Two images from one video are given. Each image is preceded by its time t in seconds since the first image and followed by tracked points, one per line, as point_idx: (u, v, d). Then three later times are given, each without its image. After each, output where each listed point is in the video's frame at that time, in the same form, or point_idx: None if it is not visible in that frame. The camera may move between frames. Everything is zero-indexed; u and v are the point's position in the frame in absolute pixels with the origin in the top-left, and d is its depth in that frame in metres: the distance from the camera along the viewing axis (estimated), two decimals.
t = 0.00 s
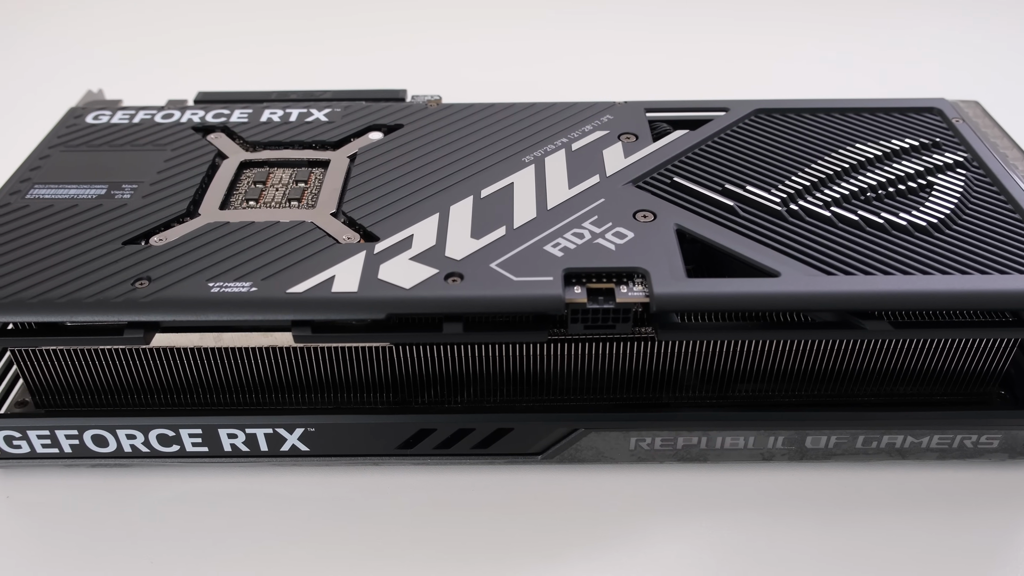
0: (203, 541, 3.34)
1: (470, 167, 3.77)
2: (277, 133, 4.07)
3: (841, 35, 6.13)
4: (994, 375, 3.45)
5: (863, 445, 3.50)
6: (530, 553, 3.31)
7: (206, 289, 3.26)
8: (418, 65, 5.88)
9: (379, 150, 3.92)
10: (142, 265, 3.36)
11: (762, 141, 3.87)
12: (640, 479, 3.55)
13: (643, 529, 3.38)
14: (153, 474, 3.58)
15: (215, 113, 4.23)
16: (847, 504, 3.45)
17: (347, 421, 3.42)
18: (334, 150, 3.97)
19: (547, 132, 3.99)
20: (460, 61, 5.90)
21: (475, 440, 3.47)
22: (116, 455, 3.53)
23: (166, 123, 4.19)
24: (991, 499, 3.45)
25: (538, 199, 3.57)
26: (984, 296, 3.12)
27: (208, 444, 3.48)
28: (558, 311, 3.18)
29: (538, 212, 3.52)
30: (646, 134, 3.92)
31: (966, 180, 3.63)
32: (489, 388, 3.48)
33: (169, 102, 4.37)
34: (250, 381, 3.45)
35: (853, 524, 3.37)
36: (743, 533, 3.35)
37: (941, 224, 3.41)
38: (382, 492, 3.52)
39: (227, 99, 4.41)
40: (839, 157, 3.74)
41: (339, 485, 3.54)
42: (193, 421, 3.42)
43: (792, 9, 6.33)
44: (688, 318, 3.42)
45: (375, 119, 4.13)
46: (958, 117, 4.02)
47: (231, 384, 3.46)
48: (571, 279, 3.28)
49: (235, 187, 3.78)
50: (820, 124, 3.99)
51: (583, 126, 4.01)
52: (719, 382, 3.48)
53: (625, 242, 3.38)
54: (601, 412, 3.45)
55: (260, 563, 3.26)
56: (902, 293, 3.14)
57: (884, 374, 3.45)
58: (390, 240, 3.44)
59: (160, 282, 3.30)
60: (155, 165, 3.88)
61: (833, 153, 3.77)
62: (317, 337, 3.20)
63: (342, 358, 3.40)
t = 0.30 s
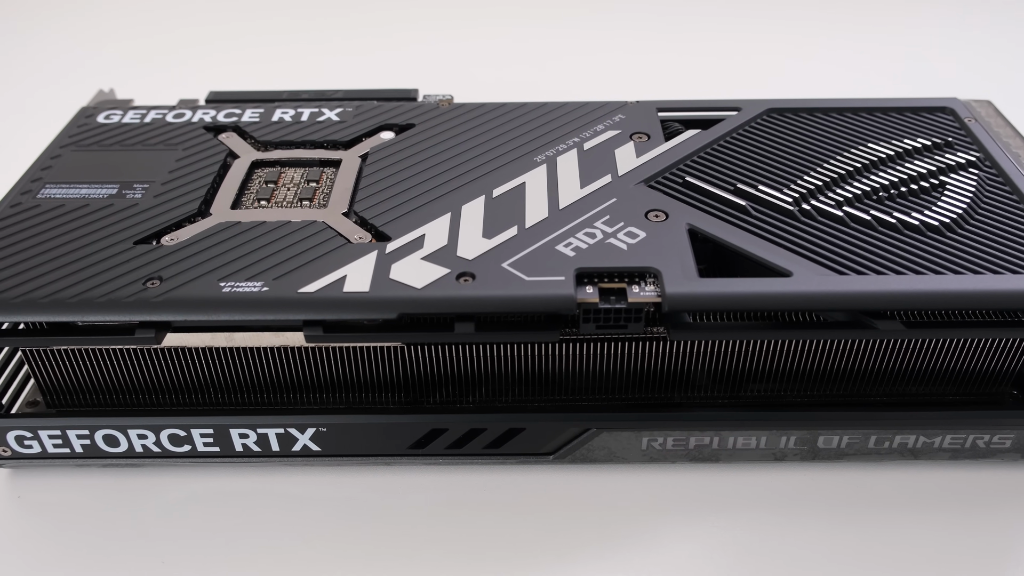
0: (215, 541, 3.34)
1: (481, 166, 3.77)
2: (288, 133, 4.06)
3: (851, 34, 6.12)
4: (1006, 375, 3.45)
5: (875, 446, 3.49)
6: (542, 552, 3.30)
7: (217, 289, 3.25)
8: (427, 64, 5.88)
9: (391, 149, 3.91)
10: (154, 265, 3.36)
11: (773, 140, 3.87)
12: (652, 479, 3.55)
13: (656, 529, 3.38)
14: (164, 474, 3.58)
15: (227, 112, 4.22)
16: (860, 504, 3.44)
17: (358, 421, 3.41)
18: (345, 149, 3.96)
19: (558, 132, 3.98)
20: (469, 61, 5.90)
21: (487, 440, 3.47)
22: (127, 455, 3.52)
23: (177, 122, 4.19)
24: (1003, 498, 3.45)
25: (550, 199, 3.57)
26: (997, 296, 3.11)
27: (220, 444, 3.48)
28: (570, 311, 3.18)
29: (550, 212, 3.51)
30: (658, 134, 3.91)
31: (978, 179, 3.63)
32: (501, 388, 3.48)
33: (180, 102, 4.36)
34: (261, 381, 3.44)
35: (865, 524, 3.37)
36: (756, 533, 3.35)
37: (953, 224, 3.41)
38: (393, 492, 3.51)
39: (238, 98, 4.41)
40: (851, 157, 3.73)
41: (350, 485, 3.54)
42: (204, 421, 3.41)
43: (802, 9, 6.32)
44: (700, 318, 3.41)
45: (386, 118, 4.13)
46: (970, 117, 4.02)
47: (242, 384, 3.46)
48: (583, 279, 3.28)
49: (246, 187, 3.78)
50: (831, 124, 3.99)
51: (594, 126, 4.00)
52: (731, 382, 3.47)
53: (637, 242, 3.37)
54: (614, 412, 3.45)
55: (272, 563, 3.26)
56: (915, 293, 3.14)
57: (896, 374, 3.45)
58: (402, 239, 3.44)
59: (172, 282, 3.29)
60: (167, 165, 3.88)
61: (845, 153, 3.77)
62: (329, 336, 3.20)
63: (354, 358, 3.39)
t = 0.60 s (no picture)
0: (225, 542, 3.32)
1: (492, 166, 3.75)
2: (298, 132, 4.05)
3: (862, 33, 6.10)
4: (1020, 375, 3.43)
5: (888, 446, 3.48)
6: (553, 552, 3.29)
7: (228, 289, 3.24)
8: (436, 63, 5.86)
9: (402, 149, 3.90)
10: (163, 265, 3.34)
11: (785, 140, 3.85)
12: (664, 479, 3.53)
13: (668, 530, 3.36)
14: (174, 474, 3.56)
15: (236, 111, 4.20)
16: (872, 504, 3.43)
17: (369, 421, 3.40)
18: (355, 149, 3.95)
19: (570, 131, 3.97)
20: (477, 60, 5.88)
21: (499, 440, 3.45)
22: (137, 455, 3.51)
23: (187, 121, 4.17)
24: (1016, 499, 3.43)
25: (562, 198, 3.55)
26: (1011, 296, 3.09)
27: (230, 444, 3.46)
28: (581, 311, 3.16)
29: (562, 211, 3.50)
30: (670, 133, 3.90)
31: (991, 179, 3.61)
32: (512, 389, 3.46)
33: (189, 101, 4.35)
34: (271, 381, 3.43)
35: (878, 524, 3.35)
36: (768, 534, 3.33)
37: (966, 223, 3.39)
38: (403, 492, 3.50)
39: (247, 97, 4.39)
40: (864, 156, 3.72)
41: (360, 486, 3.52)
42: (214, 421, 3.40)
43: (812, 8, 6.30)
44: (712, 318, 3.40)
45: (397, 117, 4.11)
46: (983, 116, 4.00)
47: (252, 384, 3.44)
48: (594, 279, 3.26)
49: (256, 186, 3.76)
50: (844, 123, 3.97)
51: (606, 125, 3.99)
52: (743, 382, 3.46)
53: (649, 242, 3.36)
54: (626, 412, 3.43)
55: (282, 564, 3.24)
56: (928, 293, 3.12)
57: (908, 375, 3.43)
58: (412, 239, 3.42)
59: (182, 282, 3.28)
60: (177, 164, 3.86)
61: (858, 152, 3.75)
62: (339, 336, 3.19)
63: (364, 358, 3.38)
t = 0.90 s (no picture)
0: (233, 543, 3.30)
1: (503, 164, 3.73)
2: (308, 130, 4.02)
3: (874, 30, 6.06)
4: None
5: (902, 447, 3.45)
6: (565, 554, 3.26)
7: (237, 289, 3.21)
8: (444, 62, 5.84)
9: (413, 147, 3.87)
10: (172, 265, 3.32)
11: (798, 138, 3.82)
12: (676, 480, 3.50)
13: (680, 531, 3.34)
14: (182, 475, 3.54)
15: (246, 110, 4.18)
16: (886, 505, 3.40)
17: (379, 422, 3.37)
18: (366, 147, 3.92)
19: (582, 129, 3.94)
20: (486, 58, 5.85)
21: (510, 441, 3.43)
22: (145, 456, 3.49)
23: (196, 120, 4.14)
24: None
25: (573, 197, 3.53)
26: None
27: (239, 445, 3.44)
28: (593, 311, 3.14)
29: (573, 210, 3.47)
30: (682, 131, 3.87)
31: (1006, 178, 3.58)
32: (523, 389, 3.43)
33: (198, 99, 4.32)
34: (281, 381, 3.40)
35: (891, 525, 3.33)
36: (781, 535, 3.31)
37: (980, 223, 3.36)
38: (413, 494, 3.47)
39: (257, 96, 4.36)
40: (877, 155, 3.69)
41: (370, 487, 3.50)
42: (223, 422, 3.37)
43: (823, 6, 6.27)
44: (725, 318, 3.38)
45: (408, 116, 4.08)
46: (998, 114, 3.97)
47: (261, 385, 3.42)
48: (606, 278, 3.24)
49: (265, 185, 3.74)
50: (857, 122, 3.95)
51: (618, 123, 3.96)
52: (756, 383, 3.43)
53: (661, 241, 3.33)
54: (638, 413, 3.40)
55: (291, 566, 3.22)
56: (942, 293, 3.10)
57: (923, 375, 3.40)
58: (423, 238, 3.40)
59: (190, 282, 3.25)
60: (185, 163, 3.84)
61: (872, 151, 3.73)
62: (350, 337, 3.17)
63: (374, 358, 3.35)
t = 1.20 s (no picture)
0: (242, 546, 3.26)
1: (515, 163, 3.69)
2: (317, 129, 3.99)
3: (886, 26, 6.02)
4: None
5: (917, 448, 3.42)
6: (576, 556, 3.23)
7: (245, 289, 3.18)
8: (454, 60, 5.80)
9: (423, 146, 3.84)
10: (179, 264, 3.28)
11: (812, 136, 3.79)
12: (689, 482, 3.47)
13: (694, 533, 3.30)
14: (190, 477, 3.50)
15: (254, 108, 4.15)
16: (902, 507, 3.36)
17: (389, 423, 3.34)
18: (375, 146, 3.89)
19: (593, 128, 3.90)
20: (495, 56, 5.82)
21: (522, 442, 3.39)
22: (153, 458, 3.45)
23: (204, 118, 4.11)
24: None
25: (585, 196, 3.50)
26: None
27: (247, 446, 3.41)
28: (605, 310, 3.11)
29: (585, 209, 3.44)
30: (695, 129, 3.83)
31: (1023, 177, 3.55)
32: (534, 390, 3.40)
33: (207, 97, 4.29)
34: (290, 382, 3.37)
35: (907, 527, 3.29)
36: (795, 538, 3.27)
37: (997, 222, 3.33)
38: (423, 495, 3.43)
39: (265, 93, 4.33)
40: (892, 153, 3.65)
41: (380, 488, 3.46)
42: (232, 423, 3.34)
43: (835, 3, 6.23)
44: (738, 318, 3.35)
45: (418, 114, 4.05)
46: (1014, 113, 3.94)
47: (270, 386, 3.38)
48: (618, 278, 3.21)
49: (274, 183, 3.70)
50: (872, 120, 3.91)
51: (630, 121, 3.92)
52: (770, 383, 3.39)
53: (674, 240, 3.30)
54: (651, 414, 3.37)
55: (300, 568, 3.18)
56: (958, 292, 3.06)
57: (938, 375, 3.37)
58: (434, 238, 3.37)
59: (198, 281, 3.22)
60: (193, 162, 3.81)
61: (887, 149, 3.69)
62: (360, 337, 3.14)
63: (384, 358, 3.32)
